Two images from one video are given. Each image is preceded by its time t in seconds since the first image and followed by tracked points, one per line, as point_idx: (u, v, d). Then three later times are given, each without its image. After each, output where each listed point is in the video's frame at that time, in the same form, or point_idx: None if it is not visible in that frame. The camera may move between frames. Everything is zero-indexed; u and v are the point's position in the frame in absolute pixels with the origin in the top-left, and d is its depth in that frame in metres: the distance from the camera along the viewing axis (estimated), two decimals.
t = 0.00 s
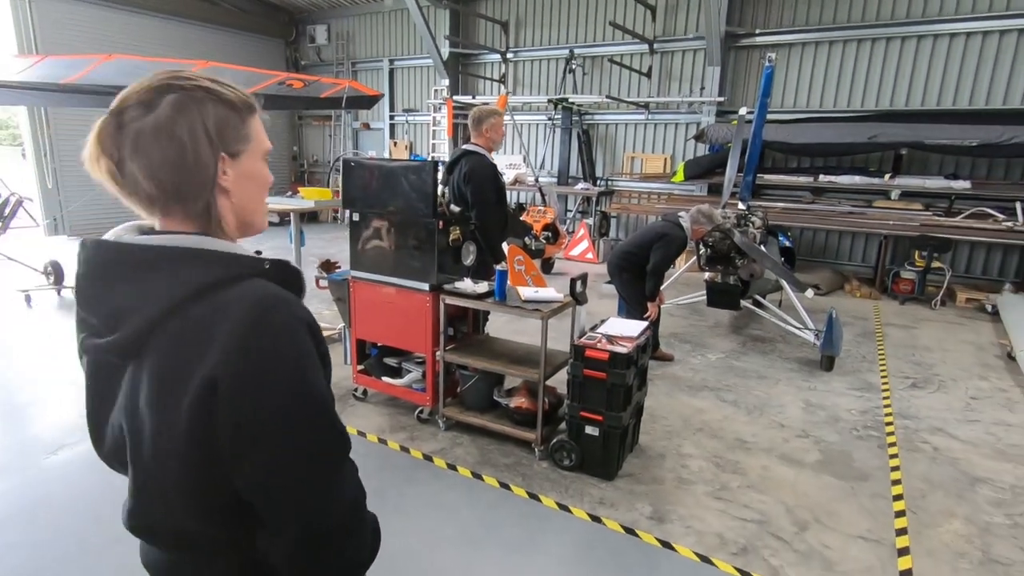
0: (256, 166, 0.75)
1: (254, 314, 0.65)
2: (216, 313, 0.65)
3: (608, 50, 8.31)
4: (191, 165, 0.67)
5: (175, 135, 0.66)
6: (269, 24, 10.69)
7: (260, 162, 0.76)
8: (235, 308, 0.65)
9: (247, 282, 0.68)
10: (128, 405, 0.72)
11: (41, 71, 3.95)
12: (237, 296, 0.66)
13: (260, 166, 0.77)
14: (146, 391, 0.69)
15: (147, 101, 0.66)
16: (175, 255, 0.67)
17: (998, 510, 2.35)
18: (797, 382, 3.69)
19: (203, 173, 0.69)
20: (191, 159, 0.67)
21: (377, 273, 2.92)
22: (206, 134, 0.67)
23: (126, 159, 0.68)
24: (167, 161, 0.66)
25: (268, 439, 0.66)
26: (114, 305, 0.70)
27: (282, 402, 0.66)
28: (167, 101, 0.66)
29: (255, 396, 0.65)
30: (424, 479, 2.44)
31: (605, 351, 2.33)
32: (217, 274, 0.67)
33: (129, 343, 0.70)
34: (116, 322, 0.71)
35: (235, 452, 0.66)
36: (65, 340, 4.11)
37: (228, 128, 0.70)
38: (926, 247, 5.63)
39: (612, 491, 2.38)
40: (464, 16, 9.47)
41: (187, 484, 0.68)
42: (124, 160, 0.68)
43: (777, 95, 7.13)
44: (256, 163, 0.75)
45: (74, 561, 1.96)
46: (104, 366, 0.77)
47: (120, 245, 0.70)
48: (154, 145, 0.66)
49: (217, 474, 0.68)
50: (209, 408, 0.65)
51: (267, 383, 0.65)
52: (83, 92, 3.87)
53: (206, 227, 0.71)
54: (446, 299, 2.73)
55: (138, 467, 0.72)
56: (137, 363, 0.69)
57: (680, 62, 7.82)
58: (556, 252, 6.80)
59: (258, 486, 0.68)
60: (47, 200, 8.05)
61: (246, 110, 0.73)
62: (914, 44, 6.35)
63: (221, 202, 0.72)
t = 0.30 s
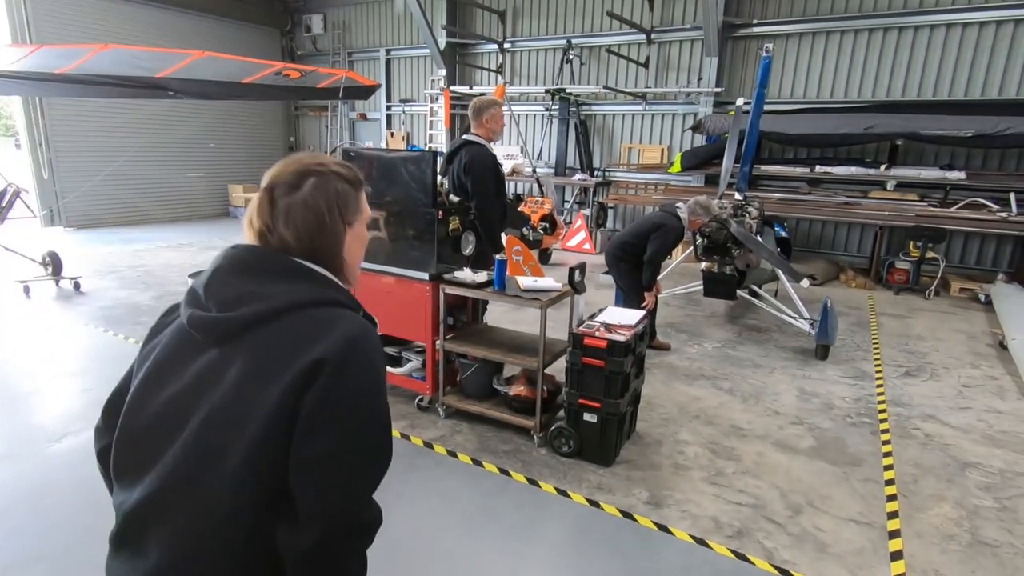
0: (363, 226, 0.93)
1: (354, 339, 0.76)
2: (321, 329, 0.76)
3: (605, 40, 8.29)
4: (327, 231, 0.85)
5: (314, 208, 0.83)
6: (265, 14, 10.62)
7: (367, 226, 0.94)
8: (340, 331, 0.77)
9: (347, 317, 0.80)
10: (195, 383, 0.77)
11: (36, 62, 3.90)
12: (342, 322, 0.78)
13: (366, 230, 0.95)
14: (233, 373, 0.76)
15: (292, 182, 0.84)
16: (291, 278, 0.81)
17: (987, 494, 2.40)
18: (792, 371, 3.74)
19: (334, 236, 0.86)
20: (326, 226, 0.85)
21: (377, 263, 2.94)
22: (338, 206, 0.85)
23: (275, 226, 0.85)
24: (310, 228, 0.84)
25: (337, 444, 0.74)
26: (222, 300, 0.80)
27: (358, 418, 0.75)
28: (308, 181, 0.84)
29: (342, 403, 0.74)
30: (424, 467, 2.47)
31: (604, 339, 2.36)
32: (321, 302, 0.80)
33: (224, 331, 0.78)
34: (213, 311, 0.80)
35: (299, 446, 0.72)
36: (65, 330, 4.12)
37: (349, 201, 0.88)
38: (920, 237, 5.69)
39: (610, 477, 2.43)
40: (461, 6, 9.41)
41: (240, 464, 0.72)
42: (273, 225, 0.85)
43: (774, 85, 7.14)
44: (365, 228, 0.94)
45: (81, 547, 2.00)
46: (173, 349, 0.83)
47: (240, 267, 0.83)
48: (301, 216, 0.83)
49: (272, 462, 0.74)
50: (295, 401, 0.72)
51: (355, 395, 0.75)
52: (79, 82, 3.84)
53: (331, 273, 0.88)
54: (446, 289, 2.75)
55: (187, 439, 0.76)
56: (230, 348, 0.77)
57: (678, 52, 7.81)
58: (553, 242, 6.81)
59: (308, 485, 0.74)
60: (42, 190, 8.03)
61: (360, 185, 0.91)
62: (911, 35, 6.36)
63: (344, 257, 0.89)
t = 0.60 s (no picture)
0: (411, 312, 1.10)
1: (402, 414, 0.92)
2: (375, 400, 0.92)
3: (604, 26, 8.21)
4: (385, 324, 1.02)
5: (377, 308, 1.00)
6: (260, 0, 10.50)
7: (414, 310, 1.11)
8: (394, 404, 0.93)
9: (396, 396, 0.95)
10: (259, 422, 0.90)
11: (29, 48, 3.85)
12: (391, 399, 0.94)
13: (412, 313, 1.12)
14: (296, 417, 0.90)
15: (356, 286, 1.01)
16: (351, 353, 0.97)
17: (983, 478, 2.43)
18: (791, 357, 3.76)
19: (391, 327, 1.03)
20: (386, 320, 1.02)
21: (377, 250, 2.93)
22: (394, 302, 1.02)
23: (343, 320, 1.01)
24: (371, 322, 1.01)
25: (375, 495, 0.86)
26: (292, 359, 0.95)
27: (397, 479, 0.89)
28: (371, 283, 1.01)
29: (387, 460, 0.88)
30: (426, 453, 2.48)
31: (604, 326, 2.37)
32: (375, 379, 0.95)
33: (293, 382, 0.92)
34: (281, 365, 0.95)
35: (343, 489, 0.85)
36: (64, 320, 4.11)
37: (402, 297, 1.04)
38: (919, 223, 5.53)
39: (610, 463, 2.45)
40: None
41: (289, 494, 0.84)
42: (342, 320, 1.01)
43: (774, 71, 7.10)
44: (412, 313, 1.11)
45: (85, 534, 2.01)
46: (238, 392, 0.97)
47: (307, 339, 0.98)
48: (365, 313, 1.00)
49: (313, 498, 0.86)
50: (354, 444, 0.87)
51: (399, 458, 0.89)
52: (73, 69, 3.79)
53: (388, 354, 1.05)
54: (446, 275, 2.75)
55: (240, 465, 0.87)
56: (298, 397, 0.92)
57: (677, 38, 7.74)
58: (552, 230, 6.79)
59: (337, 526, 0.85)
60: (38, 180, 7.99)
61: (411, 280, 1.08)
62: (911, 19, 6.32)
63: (396, 343, 1.06)
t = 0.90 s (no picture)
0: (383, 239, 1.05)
1: (411, 339, 0.87)
2: (377, 327, 0.87)
3: (601, 17, 8.17)
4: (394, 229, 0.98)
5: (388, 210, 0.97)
6: None
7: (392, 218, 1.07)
8: (400, 330, 0.88)
9: (399, 319, 0.90)
10: (254, 367, 0.85)
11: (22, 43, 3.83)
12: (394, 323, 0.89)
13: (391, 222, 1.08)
14: (295, 358, 0.85)
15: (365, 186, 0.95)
16: (345, 279, 0.90)
17: (982, 465, 2.44)
18: (789, 347, 3.77)
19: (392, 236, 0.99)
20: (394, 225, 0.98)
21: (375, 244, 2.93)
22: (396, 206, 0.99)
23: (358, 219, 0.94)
24: (386, 228, 0.96)
25: (401, 427, 0.84)
26: (279, 293, 0.88)
27: (413, 410, 0.85)
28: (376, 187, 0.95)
29: (405, 391, 0.85)
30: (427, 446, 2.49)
31: (603, 318, 2.38)
32: (375, 305, 0.89)
33: (290, 321, 0.86)
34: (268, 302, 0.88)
35: (370, 427, 0.83)
36: (62, 317, 4.10)
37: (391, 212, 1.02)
38: (917, 213, 5.54)
39: (611, 454, 2.46)
40: None
41: (311, 439, 0.82)
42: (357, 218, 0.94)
43: (771, 61, 7.08)
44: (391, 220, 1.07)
45: (88, 531, 2.02)
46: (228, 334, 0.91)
47: (299, 267, 0.90)
48: (378, 219, 0.95)
49: (332, 439, 0.84)
50: (369, 381, 0.84)
51: (411, 390, 0.85)
52: (67, 65, 3.76)
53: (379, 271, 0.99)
54: (445, 269, 2.74)
55: (250, 413, 0.84)
56: (290, 335, 0.86)
57: (674, 29, 7.71)
58: (550, 223, 6.79)
59: (368, 463, 0.84)
60: (32, 177, 7.94)
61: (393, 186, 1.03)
62: (909, 7, 6.30)
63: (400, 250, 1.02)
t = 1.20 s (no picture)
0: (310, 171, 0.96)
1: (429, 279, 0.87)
2: (398, 277, 0.83)
3: (591, 17, 8.18)
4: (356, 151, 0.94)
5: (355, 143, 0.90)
6: None
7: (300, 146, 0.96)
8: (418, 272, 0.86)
9: (407, 263, 0.86)
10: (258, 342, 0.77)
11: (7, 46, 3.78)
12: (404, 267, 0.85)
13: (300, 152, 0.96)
14: (317, 326, 0.78)
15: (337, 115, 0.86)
16: (343, 226, 0.82)
17: (971, 461, 2.47)
18: (781, 345, 3.79)
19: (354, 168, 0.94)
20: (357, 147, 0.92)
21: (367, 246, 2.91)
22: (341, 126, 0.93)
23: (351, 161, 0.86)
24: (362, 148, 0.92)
25: (441, 364, 0.89)
26: (281, 257, 0.78)
27: (435, 348, 0.88)
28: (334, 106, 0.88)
29: (438, 332, 0.88)
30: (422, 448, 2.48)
31: (597, 319, 2.38)
32: (379, 251, 0.83)
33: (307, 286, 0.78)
34: (261, 269, 0.77)
35: (418, 371, 0.87)
36: (50, 322, 4.05)
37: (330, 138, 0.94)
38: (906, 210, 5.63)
39: (605, 454, 2.46)
40: None
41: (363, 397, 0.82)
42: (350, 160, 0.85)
43: (760, 61, 7.12)
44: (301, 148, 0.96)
45: (82, 536, 2.00)
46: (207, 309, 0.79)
47: (294, 221, 0.79)
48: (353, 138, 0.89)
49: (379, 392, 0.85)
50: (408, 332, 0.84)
51: (434, 331, 0.87)
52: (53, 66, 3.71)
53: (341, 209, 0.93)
54: (439, 271, 2.71)
55: (287, 390, 0.79)
56: (301, 304, 0.78)
57: (664, 29, 7.73)
58: (542, 223, 6.79)
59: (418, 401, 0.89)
60: (19, 180, 7.84)
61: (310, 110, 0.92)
62: (896, 7, 6.36)
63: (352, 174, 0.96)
